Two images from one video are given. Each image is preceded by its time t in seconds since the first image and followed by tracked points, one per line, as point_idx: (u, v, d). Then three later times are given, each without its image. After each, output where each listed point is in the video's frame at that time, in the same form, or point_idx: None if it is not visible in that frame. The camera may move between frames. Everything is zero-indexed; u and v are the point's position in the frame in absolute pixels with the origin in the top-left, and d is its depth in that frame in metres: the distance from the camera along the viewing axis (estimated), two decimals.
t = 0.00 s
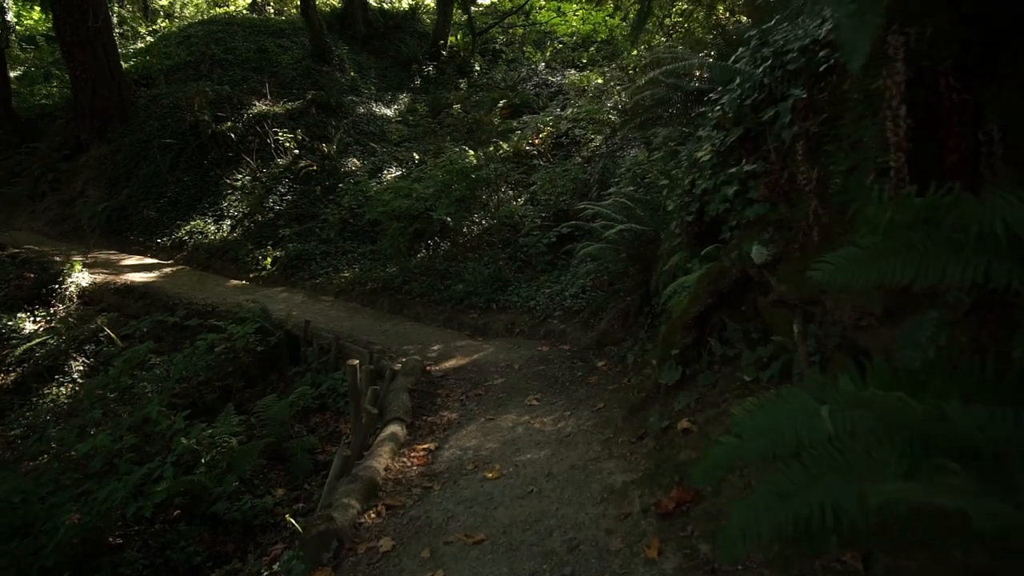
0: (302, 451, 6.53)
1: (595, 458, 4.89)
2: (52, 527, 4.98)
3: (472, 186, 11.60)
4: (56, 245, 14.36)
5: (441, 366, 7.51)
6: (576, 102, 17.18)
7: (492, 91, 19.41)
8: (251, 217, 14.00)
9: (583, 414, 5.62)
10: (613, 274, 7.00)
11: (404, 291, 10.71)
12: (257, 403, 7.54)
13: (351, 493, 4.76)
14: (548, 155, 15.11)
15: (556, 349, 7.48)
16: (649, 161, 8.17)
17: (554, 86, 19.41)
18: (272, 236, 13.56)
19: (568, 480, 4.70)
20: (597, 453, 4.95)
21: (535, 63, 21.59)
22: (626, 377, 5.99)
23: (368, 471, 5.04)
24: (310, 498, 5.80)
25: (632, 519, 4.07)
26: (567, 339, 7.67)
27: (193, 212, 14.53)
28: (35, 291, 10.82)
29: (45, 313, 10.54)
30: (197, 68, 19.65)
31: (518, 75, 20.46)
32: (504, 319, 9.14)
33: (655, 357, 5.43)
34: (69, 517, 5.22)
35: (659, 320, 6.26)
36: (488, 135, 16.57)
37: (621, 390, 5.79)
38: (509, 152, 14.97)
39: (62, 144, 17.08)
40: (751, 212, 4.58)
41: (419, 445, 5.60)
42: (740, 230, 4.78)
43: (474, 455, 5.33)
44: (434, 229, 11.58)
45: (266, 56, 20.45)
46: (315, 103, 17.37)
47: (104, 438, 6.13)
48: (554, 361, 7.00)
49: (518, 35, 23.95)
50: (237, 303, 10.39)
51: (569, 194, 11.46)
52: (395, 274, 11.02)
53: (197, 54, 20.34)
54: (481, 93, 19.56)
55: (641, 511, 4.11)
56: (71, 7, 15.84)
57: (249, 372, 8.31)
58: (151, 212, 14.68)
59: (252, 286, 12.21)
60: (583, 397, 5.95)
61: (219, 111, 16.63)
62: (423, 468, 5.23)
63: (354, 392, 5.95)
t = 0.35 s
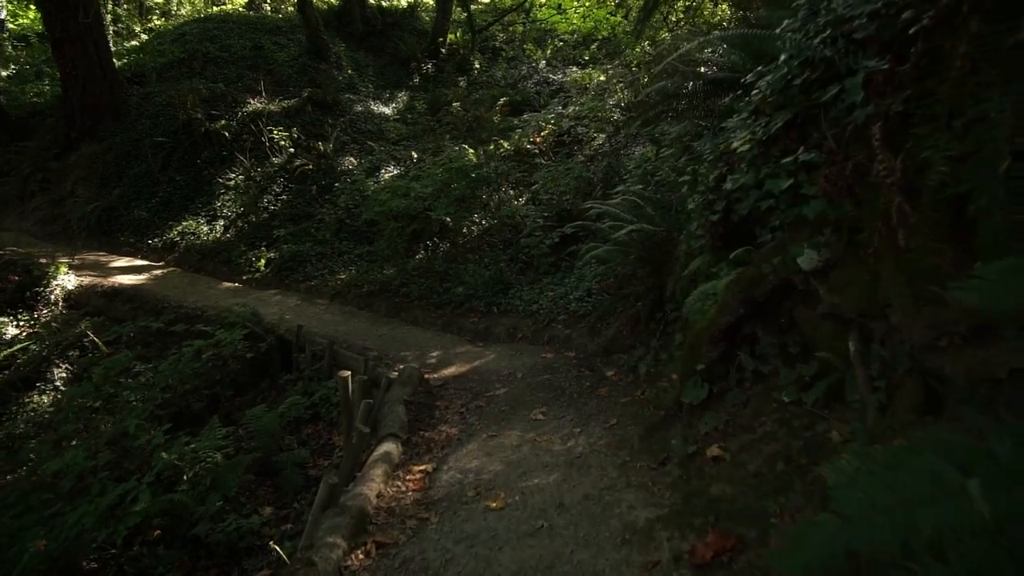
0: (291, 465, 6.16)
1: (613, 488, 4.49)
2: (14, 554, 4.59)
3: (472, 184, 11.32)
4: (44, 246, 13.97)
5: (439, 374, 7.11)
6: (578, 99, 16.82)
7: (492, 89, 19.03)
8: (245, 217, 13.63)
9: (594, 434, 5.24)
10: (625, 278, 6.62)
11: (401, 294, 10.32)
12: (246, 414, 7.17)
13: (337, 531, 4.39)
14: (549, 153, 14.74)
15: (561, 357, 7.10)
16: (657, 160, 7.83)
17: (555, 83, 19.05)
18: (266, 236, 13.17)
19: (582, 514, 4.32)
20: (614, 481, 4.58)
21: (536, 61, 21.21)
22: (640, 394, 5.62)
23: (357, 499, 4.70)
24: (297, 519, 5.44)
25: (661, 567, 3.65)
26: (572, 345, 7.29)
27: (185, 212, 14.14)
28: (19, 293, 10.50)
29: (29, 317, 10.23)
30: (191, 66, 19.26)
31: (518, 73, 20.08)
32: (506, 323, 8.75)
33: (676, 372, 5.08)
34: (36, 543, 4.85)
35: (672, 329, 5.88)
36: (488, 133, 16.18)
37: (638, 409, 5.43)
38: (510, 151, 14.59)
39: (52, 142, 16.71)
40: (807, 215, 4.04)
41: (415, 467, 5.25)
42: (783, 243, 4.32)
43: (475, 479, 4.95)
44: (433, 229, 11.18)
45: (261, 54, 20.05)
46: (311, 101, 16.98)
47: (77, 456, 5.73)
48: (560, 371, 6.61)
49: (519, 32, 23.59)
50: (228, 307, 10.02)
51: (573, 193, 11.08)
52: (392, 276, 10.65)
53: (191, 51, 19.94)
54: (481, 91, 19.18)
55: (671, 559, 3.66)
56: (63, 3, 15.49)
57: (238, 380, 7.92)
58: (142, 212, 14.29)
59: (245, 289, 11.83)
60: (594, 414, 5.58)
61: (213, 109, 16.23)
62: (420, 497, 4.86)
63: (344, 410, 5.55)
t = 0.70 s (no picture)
0: (277, 488, 5.81)
1: (632, 540, 4.20)
2: None
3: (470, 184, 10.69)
4: (31, 249, 13.57)
5: (436, 387, 6.71)
6: (579, 98, 16.40)
7: (491, 86, 18.62)
8: (238, 219, 13.23)
9: (605, 466, 4.97)
10: (636, 287, 6.33)
11: (398, 300, 9.91)
12: (233, 430, 6.81)
13: None
14: (551, 153, 14.32)
15: (564, 369, 6.73)
16: (670, 158, 7.35)
17: (556, 81, 18.61)
18: (258, 239, 12.76)
19: (599, 571, 4.01)
20: (632, 529, 4.30)
21: (537, 58, 20.78)
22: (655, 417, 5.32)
23: (343, 547, 4.21)
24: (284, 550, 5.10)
25: None
26: (576, 356, 6.89)
27: (176, 214, 13.73)
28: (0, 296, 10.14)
29: (11, 324, 9.93)
30: (184, 63, 18.83)
31: (519, 71, 19.65)
32: (506, 331, 8.34)
33: (700, 400, 4.78)
34: None
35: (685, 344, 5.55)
36: (488, 131, 15.75)
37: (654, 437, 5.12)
38: (511, 150, 14.19)
39: (41, 142, 16.31)
40: (895, 234, 3.76)
41: (406, 503, 4.87)
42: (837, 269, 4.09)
43: (474, 520, 4.61)
44: (431, 232, 10.77)
45: (256, 51, 19.62)
46: (306, 100, 16.57)
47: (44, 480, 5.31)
48: (565, 385, 6.26)
49: (519, 30, 23.16)
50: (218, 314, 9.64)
51: (576, 194, 10.66)
52: (388, 280, 10.25)
53: (185, 48, 19.51)
54: (480, 88, 18.75)
55: None
56: None
57: (225, 393, 7.60)
58: (131, 214, 13.88)
59: (236, 294, 11.43)
60: (603, 442, 5.27)
61: (205, 107, 15.80)
62: (411, 541, 4.48)
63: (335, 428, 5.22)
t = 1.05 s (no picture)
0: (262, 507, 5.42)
1: None
2: None
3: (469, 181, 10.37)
4: (18, 249, 13.17)
5: (435, 397, 6.30)
6: (583, 94, 15.99)
7: (493, 83, 18.19)
8: (231, 218, 12.83)
9: (624, 497, 4.58)
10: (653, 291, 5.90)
11: (395, 302, 9.49)
12: (218, 444, 6.41)
13: None
14: (554, 150, 13.89)
15: (572, 377, 6.32)
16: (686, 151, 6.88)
17: (559, 78, 18.20)
18: (252, 238, 12.34)
19: None
20: None
21: (539, 54, 20.36)
22: (677, 437, 4.98)
23: None
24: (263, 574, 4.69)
25: None
26: (584, 363, 6.48)
27: (168, 213, 13.32)
28: None
29: None
30: (179, 59, 18.39)
31: (521, 67, 19.23)
32: (509, 335, 7.92)
33: (736, 427, 4.33)
34: None
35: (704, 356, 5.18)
36: (489, 128, 15.32)
37: (675, 462, 4.77)
38: (513, 147, 13.76)
39: (31, 138, 15.88)
40: None
41: (398, 538, 4.41)
42: (903, 275, 3.63)
43: (475, 563, 4.17)
44: (430, 231, 10.37)
45: (252, 46, 19.20)
46: (303, 96, 16.16)
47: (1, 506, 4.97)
48: (573, 398, 5.88)
49: (521, 26, 22.74)
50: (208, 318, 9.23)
51: (581, 192, 10.25)
52: (386, 282, 9.84)
53: (180, 43, 19.08)
54: (481, 85, 18.32)
55: None
56: None
57: (212, 401, 7.14)
58: (122, 212, 13.48)
59: (228, 295, 11.02)
60: (618, 466, 4.90)
61: (199, 102, 15.37)
62: None
63: (321, 449, 4.86)
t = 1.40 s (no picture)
0: (243, 540, 4.99)
1: None
2: None
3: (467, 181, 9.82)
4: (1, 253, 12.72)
5: (430, 415, 5.87)
6: (586, 93, 15.57)
7: (492, 81, 17.75)
8: (222, 220, 12.39)
9: (646, 547, 4.11)
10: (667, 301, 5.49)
11: (391, 309, 9.04)
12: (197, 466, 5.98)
13: None
14: (556, 150, 13.45)
15: (579, 394, 5.89)
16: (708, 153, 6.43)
17: (560, 76, 17.77)
18: (243, 241, 11.90)
19: None
20: None
21: (540, 53, 19.93)
22: (702, 470, 4.56)
23: None
24: None
25: None
26: (591, 378, 6.05)
27: (157, 215, 12.86)
28: None
29: None
30: (171, 57, 17.93)
31: (521, 66, 18.81)
32: (511, 345, 7.49)
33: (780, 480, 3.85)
34: None
35: (728, 375, 4.81)
36: (489, 127, 14.87)
37: (703, 501, 4.33)
38: (513, 147, 13.33)
39: (16, 138, 15.40)
40: None
41: None
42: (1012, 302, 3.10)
43: None
44: (428, 234, 9.94)
45: (246, 44, 18.74)
46: (298, 95, 15.71)
47: None
48: (582, 418, 5.46)
49: (521, 24, 22.32)
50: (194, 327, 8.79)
51: (585, 194, 9.82)
52: (381, 287, 9.40)
53: (172, 40, 18.62)
54: (481, 83, 17.88)
55: None
56: None
57: (193, 417, 6.73)
58: (109, 214, 13.03)
59: (217, 301, 10.58)
60: (636, 505, 4.46)
61: (190, 101, 14.92)
62: None
63: (299, 484, 4.49)
